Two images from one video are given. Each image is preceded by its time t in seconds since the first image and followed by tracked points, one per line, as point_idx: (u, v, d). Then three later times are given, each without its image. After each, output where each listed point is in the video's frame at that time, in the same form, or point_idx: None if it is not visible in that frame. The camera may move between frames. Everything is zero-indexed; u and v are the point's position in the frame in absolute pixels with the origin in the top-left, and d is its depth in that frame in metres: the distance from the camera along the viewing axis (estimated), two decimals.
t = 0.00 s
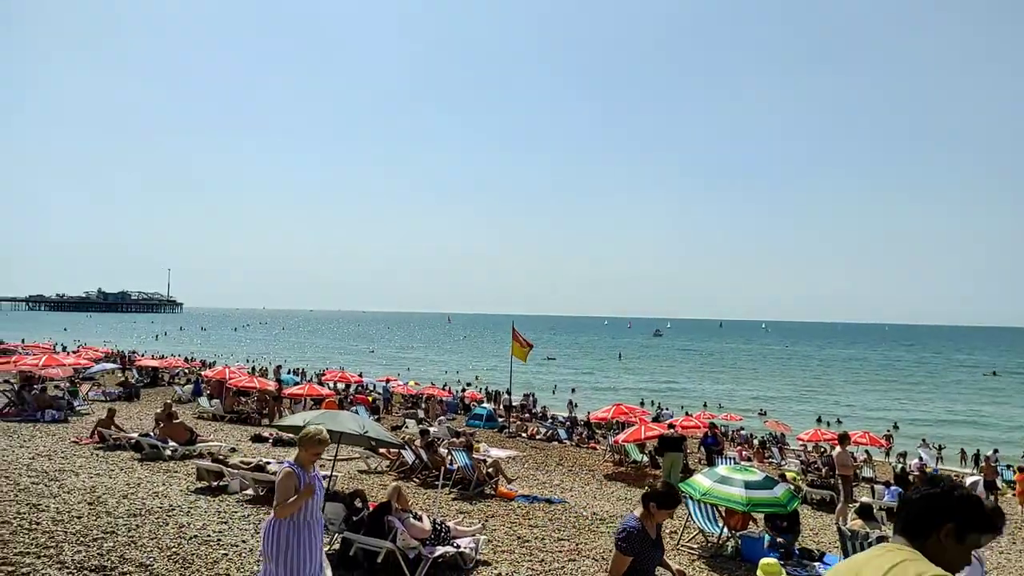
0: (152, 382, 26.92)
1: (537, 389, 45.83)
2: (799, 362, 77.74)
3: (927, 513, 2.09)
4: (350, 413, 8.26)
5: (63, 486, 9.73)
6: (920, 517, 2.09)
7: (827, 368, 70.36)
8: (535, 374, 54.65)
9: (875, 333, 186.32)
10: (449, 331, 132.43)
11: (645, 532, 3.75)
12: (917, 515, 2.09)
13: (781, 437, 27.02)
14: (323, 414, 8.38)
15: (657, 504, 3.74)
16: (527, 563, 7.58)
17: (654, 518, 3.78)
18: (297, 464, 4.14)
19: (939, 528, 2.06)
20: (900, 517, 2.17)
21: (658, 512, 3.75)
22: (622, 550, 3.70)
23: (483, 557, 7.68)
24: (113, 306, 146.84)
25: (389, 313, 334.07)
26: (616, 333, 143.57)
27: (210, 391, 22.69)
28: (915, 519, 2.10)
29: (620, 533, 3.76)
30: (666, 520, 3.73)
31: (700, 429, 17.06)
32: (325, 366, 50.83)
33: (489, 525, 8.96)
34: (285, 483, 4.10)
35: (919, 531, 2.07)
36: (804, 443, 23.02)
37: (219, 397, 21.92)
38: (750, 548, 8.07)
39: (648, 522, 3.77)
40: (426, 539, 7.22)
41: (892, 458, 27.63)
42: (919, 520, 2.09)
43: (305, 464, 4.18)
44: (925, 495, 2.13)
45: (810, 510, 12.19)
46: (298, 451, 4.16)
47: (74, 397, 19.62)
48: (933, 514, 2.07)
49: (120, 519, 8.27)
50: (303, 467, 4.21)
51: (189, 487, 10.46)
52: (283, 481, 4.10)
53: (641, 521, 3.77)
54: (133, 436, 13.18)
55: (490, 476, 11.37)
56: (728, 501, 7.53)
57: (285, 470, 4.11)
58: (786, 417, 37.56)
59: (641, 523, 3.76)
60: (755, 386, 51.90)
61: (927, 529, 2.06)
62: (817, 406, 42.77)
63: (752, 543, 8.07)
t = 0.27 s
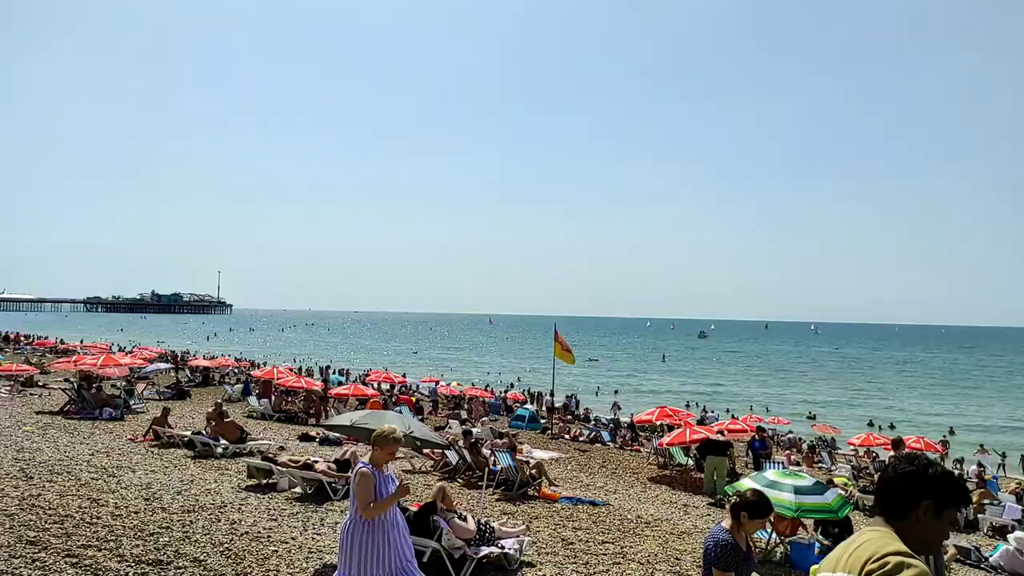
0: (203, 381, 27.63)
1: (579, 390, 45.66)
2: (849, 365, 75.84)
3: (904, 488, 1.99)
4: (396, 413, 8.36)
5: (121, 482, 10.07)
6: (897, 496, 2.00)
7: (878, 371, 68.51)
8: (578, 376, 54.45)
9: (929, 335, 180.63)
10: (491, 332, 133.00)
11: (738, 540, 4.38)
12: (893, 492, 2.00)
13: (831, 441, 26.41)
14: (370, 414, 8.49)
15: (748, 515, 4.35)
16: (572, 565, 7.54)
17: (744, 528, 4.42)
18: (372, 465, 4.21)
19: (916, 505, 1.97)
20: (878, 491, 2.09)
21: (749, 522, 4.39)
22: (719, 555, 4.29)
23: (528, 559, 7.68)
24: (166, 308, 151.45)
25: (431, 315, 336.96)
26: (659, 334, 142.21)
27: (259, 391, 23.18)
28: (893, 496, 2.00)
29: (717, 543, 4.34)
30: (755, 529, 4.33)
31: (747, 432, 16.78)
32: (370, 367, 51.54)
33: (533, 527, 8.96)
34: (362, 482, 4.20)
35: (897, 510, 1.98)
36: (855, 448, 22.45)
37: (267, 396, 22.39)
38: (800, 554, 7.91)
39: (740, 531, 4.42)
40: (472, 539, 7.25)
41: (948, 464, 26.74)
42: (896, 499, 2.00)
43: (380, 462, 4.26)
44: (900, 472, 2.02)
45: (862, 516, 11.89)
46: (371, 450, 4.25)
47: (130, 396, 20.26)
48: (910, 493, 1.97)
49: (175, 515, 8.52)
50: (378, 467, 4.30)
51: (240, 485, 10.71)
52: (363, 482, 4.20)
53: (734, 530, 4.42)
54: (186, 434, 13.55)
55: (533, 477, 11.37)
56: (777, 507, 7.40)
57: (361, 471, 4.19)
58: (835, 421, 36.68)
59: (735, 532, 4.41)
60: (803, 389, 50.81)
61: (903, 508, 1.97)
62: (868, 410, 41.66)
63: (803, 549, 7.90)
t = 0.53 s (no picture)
0: (244, 381, 28.20)
1: (614, 391, 45.43)
2: (891, 367, 74.13)
3: (941, 489, 1.94)
4: (432, 414, 8.39)
5: (165, 479, 10.34)
6: (934, 498, 1.94)
7: (922, 373, 66.79)
8: (612, 377, 54.19)
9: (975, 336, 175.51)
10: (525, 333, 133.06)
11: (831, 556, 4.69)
12: (929, 492, 1.95)
13: (873, 445, 25.83)
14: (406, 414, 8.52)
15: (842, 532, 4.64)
16: (609, 567, 7.52)
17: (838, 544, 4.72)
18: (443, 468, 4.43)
19: (952, 510, 1.92)
20: (911, 491, 2.03)
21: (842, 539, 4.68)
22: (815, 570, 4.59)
23: (564, 560, 7.67)
24: (207, 308, 154.70)
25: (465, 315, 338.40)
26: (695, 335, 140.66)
27: (297, 391, 23.56)
28: (929, 498, 1.95)
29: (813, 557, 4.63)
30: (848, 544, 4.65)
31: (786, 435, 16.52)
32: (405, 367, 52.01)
33: (569, 528, 8.95)
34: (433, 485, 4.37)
35: (931, 513, 1.93)
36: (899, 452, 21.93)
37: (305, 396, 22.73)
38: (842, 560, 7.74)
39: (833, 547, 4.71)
40: (508, 540, 7.29)
41: (997, 469, 25.95)
42: (931, 499, 1.94)
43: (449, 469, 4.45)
44: (937, 473, 1.97)
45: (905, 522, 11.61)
46: (442, 455, 4.47)
47: (174, 395, 20.76)
48: (948, 495, 1.92)
49: (217, 512, 8.71)
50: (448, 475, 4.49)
51: (280, 482, 10.91)
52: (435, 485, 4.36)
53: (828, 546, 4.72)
54: (227, 432, 13.84)
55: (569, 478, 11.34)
56: (818, 511, 7.26)
57: (432, 474, 4.37)
58: (877, 424, 35.88)
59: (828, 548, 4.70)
60: (844, 392, 49.81)
61: (940, 513, 1.92)
62: (912, 413, 40.65)
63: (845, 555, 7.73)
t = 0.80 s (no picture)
0: (284, 381, 28.70)
1: (651, 392, 45.07)
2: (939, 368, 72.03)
3: (989, 494, 1.88)
4: (470, 413, 8.43)
5: (210, 476, 10.58)
6: (980, 501, 1.88)
7: (972, 375, 64.79)
8: (649, 377, 53.76)
9: None
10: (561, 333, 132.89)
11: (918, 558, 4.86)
12: (977, 498, 1.89)
13: (920, 449, 25.14)
14: (443, 414, 8.57)
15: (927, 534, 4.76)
16: (648, 569, 7.45)
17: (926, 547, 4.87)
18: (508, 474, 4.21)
19: (997, 515, 1.87)
20: (954, 495, 1.97)
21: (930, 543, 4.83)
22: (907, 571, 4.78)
23: (603, 562, 7.63)
24: (249, 308, 158.01)
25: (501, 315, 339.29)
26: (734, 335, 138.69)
27: (336, 390, 23.87)
28: (973, 503, 1.89)
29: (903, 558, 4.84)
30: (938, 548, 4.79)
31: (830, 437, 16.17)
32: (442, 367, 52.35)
33: (607, 529, 8.90)
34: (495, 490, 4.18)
35: (978, 517, 1.87)
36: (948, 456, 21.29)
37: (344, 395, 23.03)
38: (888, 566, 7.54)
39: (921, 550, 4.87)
40: (546, 541, 7.31)
41: None
42: (977, 505, 1.88)
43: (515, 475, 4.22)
44: (987, 478, 1.90)
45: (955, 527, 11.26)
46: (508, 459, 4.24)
47: (217, 394, 21.23)
48: (994, 500, 1.87)
49: (260, 508, 8.88)
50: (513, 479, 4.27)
51: (320, 481, 11.06)
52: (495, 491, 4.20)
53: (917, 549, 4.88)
54: (268, 431, 14.09)
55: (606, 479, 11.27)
56: (862, 515, 7.09)
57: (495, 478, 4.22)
58: (924, 428, 34.91)
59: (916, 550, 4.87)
60: (889, 394, 48.60)
61: (987, 516, 1.86)
62: (961, 416, 39.45)
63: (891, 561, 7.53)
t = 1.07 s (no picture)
0: (318, 381, 29.04)
1: (684, 393, 44.66)
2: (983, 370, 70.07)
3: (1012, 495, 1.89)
4: (501, 414, 8.45)
5: (247, 474, 10.77)
6: (1003, 500, 1.89)
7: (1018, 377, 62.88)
8: (682, 379, 53.28)
9: None
10: (592, 334, 132.30)
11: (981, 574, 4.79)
12: (1000, 498, 1.89)
13: (962, 453, 24.50)
14: (475, 414, 8.61)
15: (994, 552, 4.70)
16: (680, 572, 7.40)
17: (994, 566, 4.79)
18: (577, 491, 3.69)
19: None
20: (980, 495, 1.98)
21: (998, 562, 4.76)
22: None
23: (635, 563, 7.59)
24: (283, 309, 160.31)
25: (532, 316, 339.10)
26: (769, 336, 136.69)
27: (369, 390, 24.10)
28: (997, 502, 1.90)
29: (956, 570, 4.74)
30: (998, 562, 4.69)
31: (867, 440, 15.86)
32: (473, 367, 52.49)
33: (639, 531, 8.85)
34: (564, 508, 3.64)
35: (1005, 521, 1.87)
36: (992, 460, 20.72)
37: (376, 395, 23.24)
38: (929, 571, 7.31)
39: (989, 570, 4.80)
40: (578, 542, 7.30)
41: None
42: (1001, 504, 1.89)
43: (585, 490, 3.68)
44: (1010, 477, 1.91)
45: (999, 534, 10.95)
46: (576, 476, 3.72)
47: (252, 393, 21.58)
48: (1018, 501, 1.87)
49: (294, 506, 9.01)
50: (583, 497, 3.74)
51: (353, 479, 11.18)
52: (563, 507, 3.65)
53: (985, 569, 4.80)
54: (302, 430, 14.28)
55: (638, 481, 11.21)
56: (901, 520, 6.95)
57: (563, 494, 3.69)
58: (967, 431, 34.00)
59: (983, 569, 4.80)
60: (930, 396, 47.43)
61: (1015, 521, 1.86)
62: (1006, 420, 38.34)
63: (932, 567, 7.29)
